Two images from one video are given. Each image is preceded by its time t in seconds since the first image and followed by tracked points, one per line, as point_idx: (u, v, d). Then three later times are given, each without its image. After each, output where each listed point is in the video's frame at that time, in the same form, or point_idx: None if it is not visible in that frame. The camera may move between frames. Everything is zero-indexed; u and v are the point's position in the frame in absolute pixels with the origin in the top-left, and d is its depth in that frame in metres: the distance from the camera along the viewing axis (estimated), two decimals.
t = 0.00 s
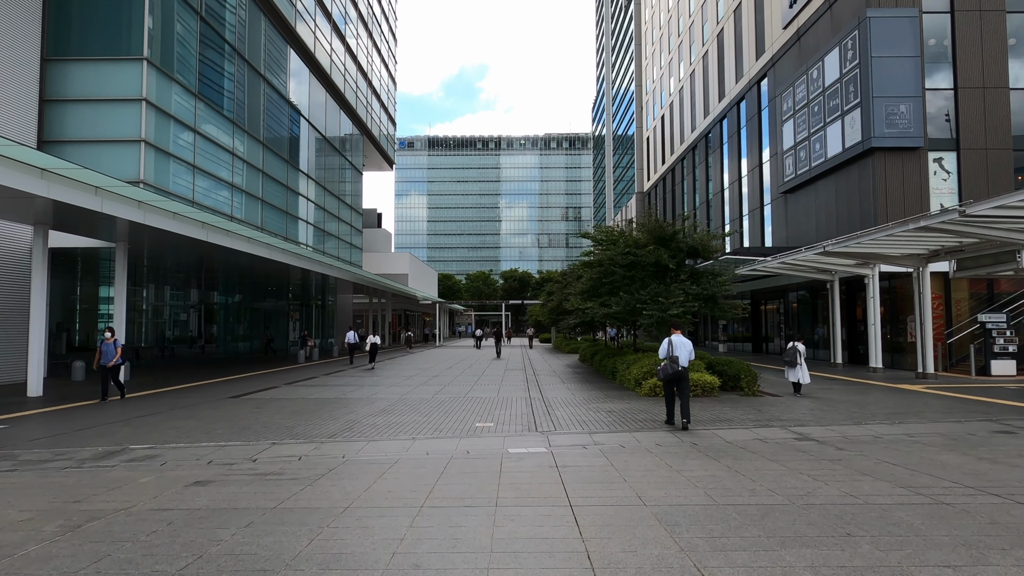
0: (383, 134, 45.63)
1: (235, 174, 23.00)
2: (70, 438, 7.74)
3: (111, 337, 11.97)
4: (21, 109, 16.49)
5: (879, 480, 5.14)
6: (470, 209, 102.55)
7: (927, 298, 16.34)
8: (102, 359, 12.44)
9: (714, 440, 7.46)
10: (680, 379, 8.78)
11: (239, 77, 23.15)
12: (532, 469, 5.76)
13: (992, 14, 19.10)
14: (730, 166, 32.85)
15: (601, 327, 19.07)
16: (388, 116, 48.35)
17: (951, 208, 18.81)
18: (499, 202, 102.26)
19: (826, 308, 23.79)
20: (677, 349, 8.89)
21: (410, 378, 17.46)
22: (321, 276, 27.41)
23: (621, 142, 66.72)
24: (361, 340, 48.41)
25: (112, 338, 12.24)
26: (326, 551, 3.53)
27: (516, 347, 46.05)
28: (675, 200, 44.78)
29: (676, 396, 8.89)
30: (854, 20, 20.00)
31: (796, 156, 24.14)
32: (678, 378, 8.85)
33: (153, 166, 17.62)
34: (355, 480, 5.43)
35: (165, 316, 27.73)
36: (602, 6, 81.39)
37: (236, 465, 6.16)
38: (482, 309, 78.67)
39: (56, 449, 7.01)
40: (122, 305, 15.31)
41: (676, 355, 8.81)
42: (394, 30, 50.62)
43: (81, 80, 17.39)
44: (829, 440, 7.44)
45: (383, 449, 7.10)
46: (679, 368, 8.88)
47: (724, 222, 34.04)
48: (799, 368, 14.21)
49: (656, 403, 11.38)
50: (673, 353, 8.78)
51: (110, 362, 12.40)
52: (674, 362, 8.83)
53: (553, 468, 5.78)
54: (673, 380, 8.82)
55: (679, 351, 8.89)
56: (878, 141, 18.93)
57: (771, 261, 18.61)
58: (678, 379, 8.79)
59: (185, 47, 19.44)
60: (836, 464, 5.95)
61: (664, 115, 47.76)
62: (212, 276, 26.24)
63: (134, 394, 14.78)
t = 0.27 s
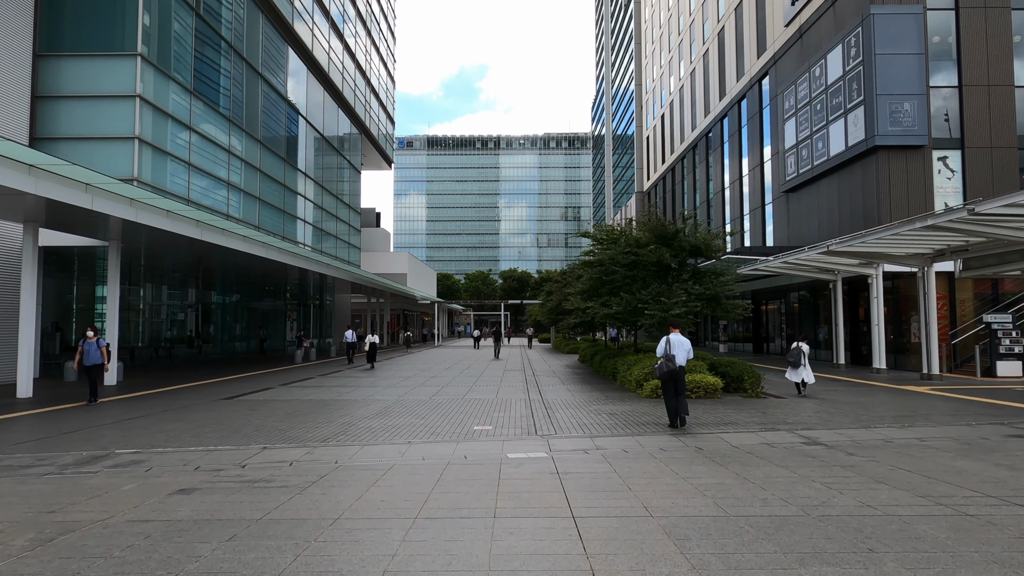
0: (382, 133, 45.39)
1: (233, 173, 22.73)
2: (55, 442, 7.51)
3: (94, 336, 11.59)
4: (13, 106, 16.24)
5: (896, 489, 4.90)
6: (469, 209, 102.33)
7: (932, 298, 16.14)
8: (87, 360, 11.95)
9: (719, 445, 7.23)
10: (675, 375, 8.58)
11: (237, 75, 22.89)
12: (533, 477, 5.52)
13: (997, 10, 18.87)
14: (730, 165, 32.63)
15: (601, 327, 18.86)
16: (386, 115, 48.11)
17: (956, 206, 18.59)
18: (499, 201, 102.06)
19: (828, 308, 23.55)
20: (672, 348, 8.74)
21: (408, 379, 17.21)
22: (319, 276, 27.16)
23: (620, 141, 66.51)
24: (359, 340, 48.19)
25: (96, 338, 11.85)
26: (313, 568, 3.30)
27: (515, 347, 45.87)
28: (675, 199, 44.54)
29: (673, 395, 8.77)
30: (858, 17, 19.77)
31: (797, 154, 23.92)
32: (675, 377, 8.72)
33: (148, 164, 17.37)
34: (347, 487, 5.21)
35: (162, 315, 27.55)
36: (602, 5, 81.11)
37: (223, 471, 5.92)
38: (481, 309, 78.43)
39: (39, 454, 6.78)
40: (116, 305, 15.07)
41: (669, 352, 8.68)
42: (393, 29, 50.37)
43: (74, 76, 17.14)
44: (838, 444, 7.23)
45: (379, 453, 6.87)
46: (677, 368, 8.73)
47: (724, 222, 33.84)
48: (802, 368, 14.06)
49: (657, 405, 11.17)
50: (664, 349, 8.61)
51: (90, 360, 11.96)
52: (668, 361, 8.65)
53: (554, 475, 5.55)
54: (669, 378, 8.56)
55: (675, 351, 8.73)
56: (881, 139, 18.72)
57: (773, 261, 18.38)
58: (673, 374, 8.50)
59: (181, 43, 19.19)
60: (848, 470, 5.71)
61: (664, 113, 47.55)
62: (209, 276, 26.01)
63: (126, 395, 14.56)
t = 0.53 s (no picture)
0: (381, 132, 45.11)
1: (230, 171, 22.45)
2: (37, 445, 7.22)
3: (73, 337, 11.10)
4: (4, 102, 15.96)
5: (920, 497, 4.62)
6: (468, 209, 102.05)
7: (939, 297, 15.89)
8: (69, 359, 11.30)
9: (727, 448, 6.95)
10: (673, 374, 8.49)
11: (233, 71, 22.59)
12: (534, 482, 5.24)
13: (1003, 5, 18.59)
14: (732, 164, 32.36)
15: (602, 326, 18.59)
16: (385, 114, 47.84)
17: (962, 204, 18.34)
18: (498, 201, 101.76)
19: (831, 308, 23.28)
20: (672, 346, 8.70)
21: (405, 380, 16.92)
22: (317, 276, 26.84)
23: (620, 141, 66.22)
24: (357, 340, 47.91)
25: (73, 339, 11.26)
26: None
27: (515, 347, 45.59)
28: (676, 199, 44.26)
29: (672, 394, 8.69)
30: (862, 13, 19.50)
31: (800, 153, 23.65)
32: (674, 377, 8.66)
33: (141, 161, 17.08)
34: (339, 494, 4.93)
35: (159, 315, 27.30)
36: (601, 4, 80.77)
37: (209, 476, 5.63)
38: (481, 309, 78.14)
39: (19, 458, 6.50)
40: (108, 305, 14.77)
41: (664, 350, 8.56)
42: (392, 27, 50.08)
43: (66, 72, 16.85)
44: (851, 447, 6.95)
45: (373, 457, 6.59)
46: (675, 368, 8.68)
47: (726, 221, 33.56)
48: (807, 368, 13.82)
49: (661, 406, 10.90)
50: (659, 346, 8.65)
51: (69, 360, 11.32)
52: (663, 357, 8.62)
53: (557, 481, 5.26)
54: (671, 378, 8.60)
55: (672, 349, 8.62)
56: (886, 136, 18.45)
57: (776, 259, 18.12)
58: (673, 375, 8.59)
59: (176, 39, 18.90)
60: (866, 475, 5.43)
61: (665, 112, 47.26)
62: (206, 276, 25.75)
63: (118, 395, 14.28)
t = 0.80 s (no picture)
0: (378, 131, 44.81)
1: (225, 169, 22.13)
2: (15, 450, 6.94)
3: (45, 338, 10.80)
4: None
5: (941, 506, 4.35)
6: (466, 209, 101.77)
7: (943, 296, 15.64)
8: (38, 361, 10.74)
9: (732, 452, 6.68)
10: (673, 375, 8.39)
11: (228, 69, 22.26)
12: (532, 491, 4.96)
13: None
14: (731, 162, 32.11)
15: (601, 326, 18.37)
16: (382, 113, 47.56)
17: (966, 201, 18.09)
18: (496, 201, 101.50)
19: (832, 307, 23.03)
20: (669, 343, 8.58)
21: (401, 381, 16.65)
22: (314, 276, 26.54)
23: (618, 141, 65.98)
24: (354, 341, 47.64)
25: (47, 338, 10.78)
26: None
27: (513, 347, 45.36)
28: (675, 198, 44.00)
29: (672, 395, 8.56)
30: (865, 8, 19.24)
31: (801, 150, 23.41)
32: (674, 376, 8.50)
33: (132, 157, 16.75)
34: (325, 504, 4.64)
35: (156, 316, 27.03)
36: (600, 3, 80.47)
37: (190, 484, 5.34)
38: (479, 309, 77.93)
39: None
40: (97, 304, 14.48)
41: (662, 347, 8.39)
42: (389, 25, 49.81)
43: (55, 67, 16.54)
44: (860, 450, 6.70)
45: (363, 462, 6.32)
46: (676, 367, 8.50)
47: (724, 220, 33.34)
48: (811, 367, 13.59)
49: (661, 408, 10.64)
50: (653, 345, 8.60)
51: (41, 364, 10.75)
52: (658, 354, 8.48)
53: (556, 489, 4.99)
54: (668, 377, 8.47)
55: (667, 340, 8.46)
56: (890, 133, 18.19)
57: (777, 258, 17.87)
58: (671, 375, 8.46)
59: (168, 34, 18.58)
60: (881, 482, 5.17)
61: (663, 111, 47.03)
62: (203, 276, 25.51)
63: (108, 397, 13.98)
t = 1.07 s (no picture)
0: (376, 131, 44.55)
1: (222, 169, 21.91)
2: None
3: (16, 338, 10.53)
4: None
5: (960, 513, 4.12)
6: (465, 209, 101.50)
7: (947, 295, 15.42)
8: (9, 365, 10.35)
9: (737, 455, 6.45)
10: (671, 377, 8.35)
11: (224, 67, 22.00)
12: (528, 497, 4.72)
13: None
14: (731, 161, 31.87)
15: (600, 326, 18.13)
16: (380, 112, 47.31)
17: (969, 199, 17.88)
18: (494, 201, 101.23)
19: (833, 307, 22.81)
20: (666, 344, 8.48)
21: (397, 382, 16.41)
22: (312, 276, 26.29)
23: (618, 141, 65.69)
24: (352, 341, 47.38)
25: (18, 340, 10.49)
26: None
27: (511, 348, 45.10)
28: (674, 198, 43.75)
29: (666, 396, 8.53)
30: (867, 4, 19.03)
31: (802, 149, 23.19)
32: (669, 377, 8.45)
33: (124, 155, 16.51)
34: (310, 511, 4.41)
35: (152, 317, 26.80)
36: (598, 3, 80.17)
37: (171, 490, 5.11)
38: (478, 310, 77.72)
39: None
40: (87, 303, 14.22)
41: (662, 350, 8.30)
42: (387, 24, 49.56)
43: (46, 64, 16.30)
44: (870, 453, 6.47)
45: (354, 465, 6.09)
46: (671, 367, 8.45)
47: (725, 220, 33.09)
48: (813, 367, 13.37)
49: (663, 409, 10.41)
50: (652, 349, 8.77)
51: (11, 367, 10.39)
52: (653, 356, 8.58)
53: (554, 495, 4.75)
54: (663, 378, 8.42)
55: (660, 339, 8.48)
56: (892, 130, 17.99)
57: (778, 257, 17.65)
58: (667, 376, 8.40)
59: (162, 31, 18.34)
60: (894, 487, 4.93)
61: (662, 111, 46.78)
62: (199, 276, 25.29)
63: (98, 398, 13.73)
